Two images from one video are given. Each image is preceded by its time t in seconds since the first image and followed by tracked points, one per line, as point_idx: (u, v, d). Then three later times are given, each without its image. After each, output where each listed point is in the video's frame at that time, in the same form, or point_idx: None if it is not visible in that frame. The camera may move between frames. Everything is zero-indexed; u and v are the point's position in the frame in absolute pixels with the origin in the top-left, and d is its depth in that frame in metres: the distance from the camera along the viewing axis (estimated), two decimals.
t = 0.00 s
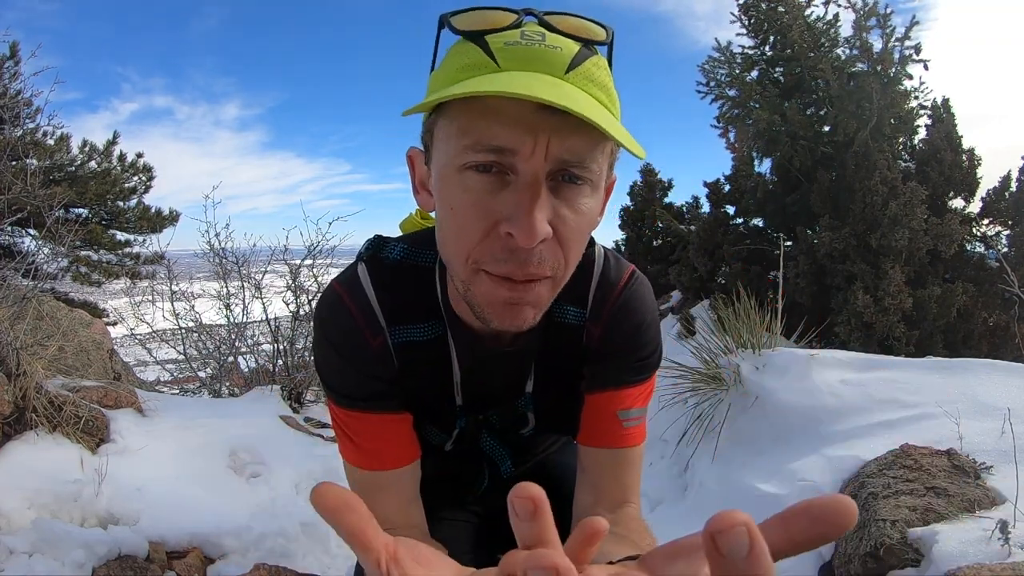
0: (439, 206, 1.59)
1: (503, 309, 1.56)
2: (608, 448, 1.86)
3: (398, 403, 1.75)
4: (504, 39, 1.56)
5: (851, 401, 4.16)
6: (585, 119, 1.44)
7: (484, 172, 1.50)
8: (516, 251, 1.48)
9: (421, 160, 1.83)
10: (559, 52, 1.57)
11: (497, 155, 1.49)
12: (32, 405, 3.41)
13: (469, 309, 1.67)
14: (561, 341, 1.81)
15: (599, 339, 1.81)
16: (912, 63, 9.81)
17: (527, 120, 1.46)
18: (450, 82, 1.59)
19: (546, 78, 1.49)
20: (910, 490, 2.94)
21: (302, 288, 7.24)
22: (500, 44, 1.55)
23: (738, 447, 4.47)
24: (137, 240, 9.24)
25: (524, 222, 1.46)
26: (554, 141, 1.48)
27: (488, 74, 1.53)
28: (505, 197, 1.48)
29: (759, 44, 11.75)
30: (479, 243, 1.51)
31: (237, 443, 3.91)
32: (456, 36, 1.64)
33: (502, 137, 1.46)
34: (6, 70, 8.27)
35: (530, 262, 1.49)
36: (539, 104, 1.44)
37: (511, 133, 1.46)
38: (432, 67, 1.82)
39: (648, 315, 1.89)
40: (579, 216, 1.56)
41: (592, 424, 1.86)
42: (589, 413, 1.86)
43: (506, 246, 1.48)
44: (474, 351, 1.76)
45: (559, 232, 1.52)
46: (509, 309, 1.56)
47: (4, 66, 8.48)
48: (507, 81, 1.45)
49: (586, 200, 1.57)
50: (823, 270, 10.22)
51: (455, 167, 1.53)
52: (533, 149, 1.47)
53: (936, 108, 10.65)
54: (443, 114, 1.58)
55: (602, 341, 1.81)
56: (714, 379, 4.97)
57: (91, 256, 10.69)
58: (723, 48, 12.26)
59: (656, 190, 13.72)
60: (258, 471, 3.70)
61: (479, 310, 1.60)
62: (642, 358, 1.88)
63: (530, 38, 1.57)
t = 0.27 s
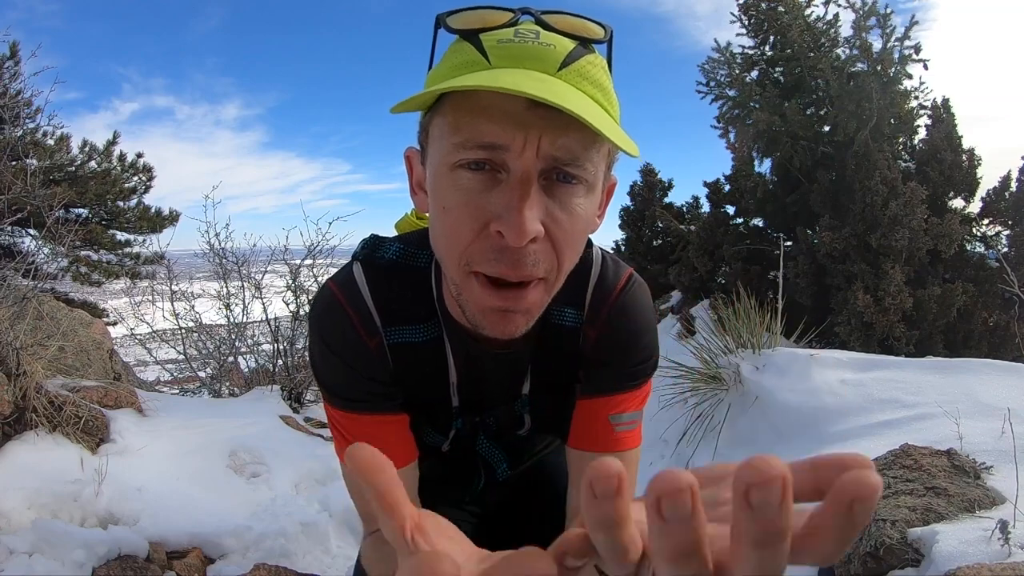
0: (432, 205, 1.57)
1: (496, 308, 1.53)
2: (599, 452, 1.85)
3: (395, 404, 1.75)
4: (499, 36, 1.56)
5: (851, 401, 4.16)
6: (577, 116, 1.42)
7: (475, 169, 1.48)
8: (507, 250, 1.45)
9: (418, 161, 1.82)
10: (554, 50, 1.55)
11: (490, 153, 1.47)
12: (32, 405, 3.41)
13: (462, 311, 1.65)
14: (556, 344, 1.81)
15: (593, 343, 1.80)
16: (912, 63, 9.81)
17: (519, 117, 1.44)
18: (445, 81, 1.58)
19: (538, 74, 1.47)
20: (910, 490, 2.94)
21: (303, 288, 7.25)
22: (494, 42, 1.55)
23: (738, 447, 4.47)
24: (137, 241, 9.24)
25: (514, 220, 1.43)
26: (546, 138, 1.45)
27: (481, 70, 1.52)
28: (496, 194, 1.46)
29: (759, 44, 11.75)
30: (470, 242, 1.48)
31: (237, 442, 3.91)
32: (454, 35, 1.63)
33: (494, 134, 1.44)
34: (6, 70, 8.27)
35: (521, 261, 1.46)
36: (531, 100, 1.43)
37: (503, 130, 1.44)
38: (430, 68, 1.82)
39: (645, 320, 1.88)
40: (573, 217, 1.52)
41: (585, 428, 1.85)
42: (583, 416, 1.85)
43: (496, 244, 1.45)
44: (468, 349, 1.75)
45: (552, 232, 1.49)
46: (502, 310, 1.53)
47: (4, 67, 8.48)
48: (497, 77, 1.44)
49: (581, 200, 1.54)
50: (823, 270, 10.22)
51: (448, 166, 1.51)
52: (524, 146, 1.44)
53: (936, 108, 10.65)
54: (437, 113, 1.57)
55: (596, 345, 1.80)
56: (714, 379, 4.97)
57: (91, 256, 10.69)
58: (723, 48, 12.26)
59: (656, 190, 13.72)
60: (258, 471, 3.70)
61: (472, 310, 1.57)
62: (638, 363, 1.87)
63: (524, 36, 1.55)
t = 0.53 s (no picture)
0: (421, 217, 1.57)
1: (480, 321, 1.56)
2: (595, 455, 1.85)
3: (390, 405, 1.75)
4: (493, 51, 1.55)
5: (850, 401, 4.16)
6: (564, 151, 1.37)
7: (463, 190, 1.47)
8: (491, 272, 1.46)
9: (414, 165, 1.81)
10: (550, 67, 1.54)
11: (479, 173, 1.45)
12: (32, 405, 3.41)
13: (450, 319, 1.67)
14: (550, 348, 1.81)
15: (588, 346, 1.81)
16: (912, 63, 9.81)
17: (509, 140, 1.42)
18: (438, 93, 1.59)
19: (529, 98, 1.45)
20: (910, 490, 2.94)
21: (303, 288, 7.25)
22: (488, 57, 1.54)
23: (737, 448, 4.47)
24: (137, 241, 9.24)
25: (498, 245, 1.43)
26: (536, 163, 1.43)
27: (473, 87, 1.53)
28: (483, 217, 1.45)
29: (759, 44, 11.76)
30: (455, 260, 1.49)
31: (237, 442, 3.91)
32: (450, 43, 1.62)
33: (483, 157, 1.43)
34: (6, 70, 8.28)
35: (506, 283, 1.47)
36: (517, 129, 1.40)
37: (492, 152, 1.43)
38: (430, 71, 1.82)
39: (640, 323, 1.87)
40: (562, 239, 1.51)
41: (580, 431, 1.85)
42: (578, 419, 1.85)
43: (481, 265, 1.46)
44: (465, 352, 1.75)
45: (539, 254, 1.48)
46: (486, 324, 1.56)
47: (5, 67, 8.49)
48: (486, 101, 1.43)
49: (572, 223, 1.52)
50: (823, 271, 10.22)
51: (437, 181, 1.50)
52: (513, 171, 1.43)
53: (936, 108, 10.65)
54: (429, 125, 1.54)
55: (591, 348, 1.81)
56: (714, 379, 4.97)
57: (91, 256, 10.69)
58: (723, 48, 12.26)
59: (656, 190, 13.72)
60: (257, 471, 3.70)
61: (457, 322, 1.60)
62: (634, 366, 1.87)
63: (519, 51, 1.55)
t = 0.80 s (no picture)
0: (404, 214, 1.61)
1: (464, 315, 1.56)
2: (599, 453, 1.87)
3: (390, 406, 1.76)
4: (452, 39, 1.58)
5: (850, 401, 4.16)
6: (510, 127, 1.34)
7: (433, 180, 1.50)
8: (464, 261, 1.47)
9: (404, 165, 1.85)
10: (509, 48, 1.54)
11: (446, 162, 1.48)
12: (32, 405, 3.41)
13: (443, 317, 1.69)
14: (552, 346, 1.80)
15: (589, 340, 1.80)
16: (912, 63, 9.81)
17: (469, 125, 1.44)
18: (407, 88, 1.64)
19: (481, 78, 1.46)
20: (910, 490, 2.94)
21: (303, 288, 7.25)
22: (447, 46, 1.57)
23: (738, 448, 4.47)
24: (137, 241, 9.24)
25: (466, 231, 1.44)
26: (497, 145, 1.44)
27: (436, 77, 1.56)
28: (452, 205, 1.47)
29: (759, 44, 11.75)
30: (432, 252, 1.52)
31: (237, 442, 3.91)
32: (417, 40, 1.66)
33: (446, 144, 1.46)
34: (6, 70, 8.27)
35: (479, 270, 1.47)
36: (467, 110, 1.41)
37: (455, 139, 1.45)
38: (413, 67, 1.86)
39: (641, 315, 1.87)
40: (536, 223, 1.50)
41: (583, 430, 1.86)
42: (580, 418, 1.86)
43: (454, 255, 1.48)
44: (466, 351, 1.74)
45: (512, 240, 1.48)
46: (470, 316, 1.56)
47: (4, 66, 8.48)
48: (439, 86, 1.45)
49: (546, 205, 1.51)
50: (823, 270, 10.21)
51: (411, 175, 1.54)
52: (475, 155, 1.45)
53: (936, 108, 10.65)
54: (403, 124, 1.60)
55: (592, 342, 1.80)
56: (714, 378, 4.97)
57: (91, 256, 10.69)
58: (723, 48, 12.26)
59: (656, 190, 13.71)
60: (257, 471, 3.70)
61: (445, 319, 1.61)
62: (635, 360, 1.86)
63: (478, 36, 1.56)
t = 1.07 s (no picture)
0: (410, 208, 1.62)
1: (480, 300, 1.56)
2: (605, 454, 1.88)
3: (390, 406, 1.76)
4: (441, 30, 1.61)
5: (851, 401, 4.16)
6: (510, 84, 1.41)
7: (441, 164, 1.54)
8: (480, 237, 1.48)
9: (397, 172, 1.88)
10: (495, 31, 1.58)
11: (452, 145, 1.53)
12: (32, 405, 3.41)
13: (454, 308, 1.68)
14: (563, 346, 1.78)
15: (598, 341, 1.81)
16: (912, 63, 9.81)
17: (471, 104, 1.50)
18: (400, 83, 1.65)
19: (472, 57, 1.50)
20: (909, 490, 2.94)
21: (303, 288, 7.25)
22: (437, 37, 1.60)
23: (738, 448, 4.46)
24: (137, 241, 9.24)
25: (480, 206, 1.46)
26: (501, 121, 1.50)
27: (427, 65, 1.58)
28: (462, 184, 1.50)
29: (759, 44, 11.75)
30: (445, 236, 1.52)
31: (237, 442, 3.91)
32: (404, 37, 1.68)
33: (450, 126, 1.50)
34: (6, 70, 8.28)
35: (495, 248, 1.48)
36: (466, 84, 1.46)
37: (459, 120, 1.50)
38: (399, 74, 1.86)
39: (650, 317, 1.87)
40: (545, 197, 1.54)
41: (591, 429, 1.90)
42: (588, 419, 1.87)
43: (469, 234, 1.48)
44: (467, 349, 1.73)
45: (523, 213, 1.51)
46: (486, 299, 1.55)
47: (4, 66, 8.49)
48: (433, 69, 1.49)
49: (552, 178, 1.55)
50: (823, 270, 10.22)
51: (416, 166, 1.58)
52: (480, 132, 1.50)
53: (936, 108, 10.65)
54: (400, 119, 1.64)
55: (602, 343, 1.81)
56: (714, 379, 4.97)
57: (91, 256, 10.69)
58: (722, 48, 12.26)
59: (656, 190, 13.71)
60: (258, 471, 3.71)
61: (460, 307, 1.60)
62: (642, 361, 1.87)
63: (465, 24, 1.60)
